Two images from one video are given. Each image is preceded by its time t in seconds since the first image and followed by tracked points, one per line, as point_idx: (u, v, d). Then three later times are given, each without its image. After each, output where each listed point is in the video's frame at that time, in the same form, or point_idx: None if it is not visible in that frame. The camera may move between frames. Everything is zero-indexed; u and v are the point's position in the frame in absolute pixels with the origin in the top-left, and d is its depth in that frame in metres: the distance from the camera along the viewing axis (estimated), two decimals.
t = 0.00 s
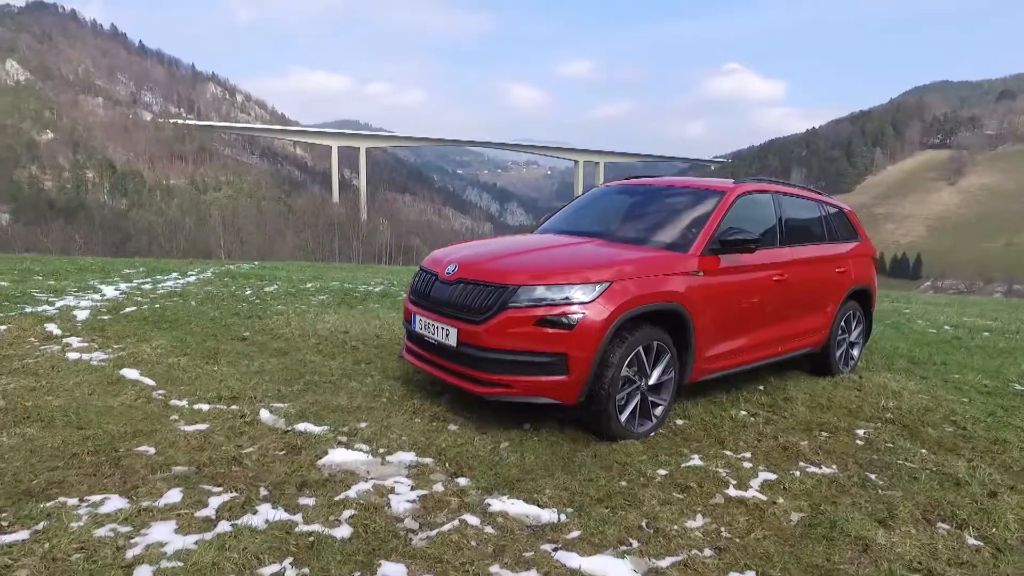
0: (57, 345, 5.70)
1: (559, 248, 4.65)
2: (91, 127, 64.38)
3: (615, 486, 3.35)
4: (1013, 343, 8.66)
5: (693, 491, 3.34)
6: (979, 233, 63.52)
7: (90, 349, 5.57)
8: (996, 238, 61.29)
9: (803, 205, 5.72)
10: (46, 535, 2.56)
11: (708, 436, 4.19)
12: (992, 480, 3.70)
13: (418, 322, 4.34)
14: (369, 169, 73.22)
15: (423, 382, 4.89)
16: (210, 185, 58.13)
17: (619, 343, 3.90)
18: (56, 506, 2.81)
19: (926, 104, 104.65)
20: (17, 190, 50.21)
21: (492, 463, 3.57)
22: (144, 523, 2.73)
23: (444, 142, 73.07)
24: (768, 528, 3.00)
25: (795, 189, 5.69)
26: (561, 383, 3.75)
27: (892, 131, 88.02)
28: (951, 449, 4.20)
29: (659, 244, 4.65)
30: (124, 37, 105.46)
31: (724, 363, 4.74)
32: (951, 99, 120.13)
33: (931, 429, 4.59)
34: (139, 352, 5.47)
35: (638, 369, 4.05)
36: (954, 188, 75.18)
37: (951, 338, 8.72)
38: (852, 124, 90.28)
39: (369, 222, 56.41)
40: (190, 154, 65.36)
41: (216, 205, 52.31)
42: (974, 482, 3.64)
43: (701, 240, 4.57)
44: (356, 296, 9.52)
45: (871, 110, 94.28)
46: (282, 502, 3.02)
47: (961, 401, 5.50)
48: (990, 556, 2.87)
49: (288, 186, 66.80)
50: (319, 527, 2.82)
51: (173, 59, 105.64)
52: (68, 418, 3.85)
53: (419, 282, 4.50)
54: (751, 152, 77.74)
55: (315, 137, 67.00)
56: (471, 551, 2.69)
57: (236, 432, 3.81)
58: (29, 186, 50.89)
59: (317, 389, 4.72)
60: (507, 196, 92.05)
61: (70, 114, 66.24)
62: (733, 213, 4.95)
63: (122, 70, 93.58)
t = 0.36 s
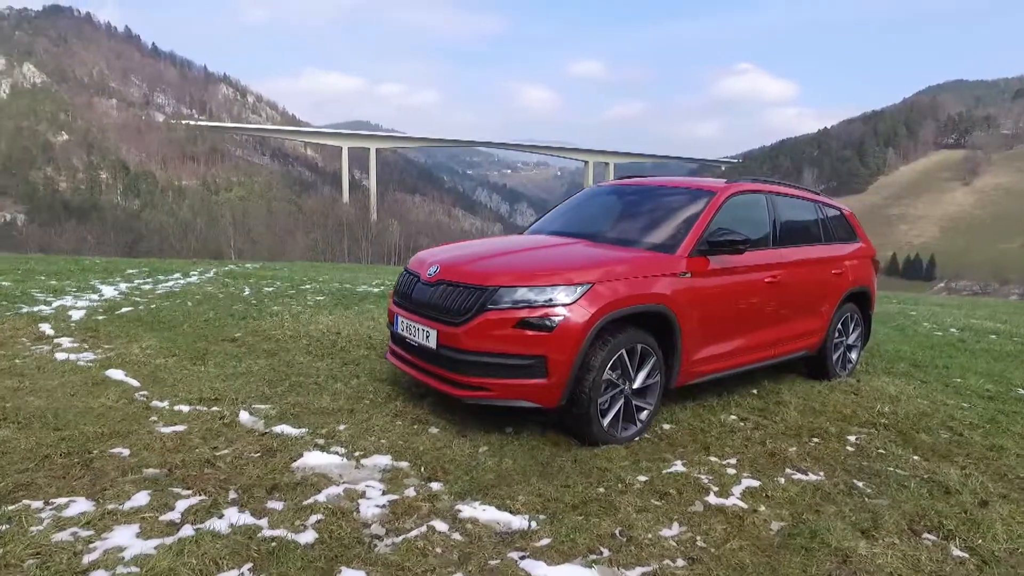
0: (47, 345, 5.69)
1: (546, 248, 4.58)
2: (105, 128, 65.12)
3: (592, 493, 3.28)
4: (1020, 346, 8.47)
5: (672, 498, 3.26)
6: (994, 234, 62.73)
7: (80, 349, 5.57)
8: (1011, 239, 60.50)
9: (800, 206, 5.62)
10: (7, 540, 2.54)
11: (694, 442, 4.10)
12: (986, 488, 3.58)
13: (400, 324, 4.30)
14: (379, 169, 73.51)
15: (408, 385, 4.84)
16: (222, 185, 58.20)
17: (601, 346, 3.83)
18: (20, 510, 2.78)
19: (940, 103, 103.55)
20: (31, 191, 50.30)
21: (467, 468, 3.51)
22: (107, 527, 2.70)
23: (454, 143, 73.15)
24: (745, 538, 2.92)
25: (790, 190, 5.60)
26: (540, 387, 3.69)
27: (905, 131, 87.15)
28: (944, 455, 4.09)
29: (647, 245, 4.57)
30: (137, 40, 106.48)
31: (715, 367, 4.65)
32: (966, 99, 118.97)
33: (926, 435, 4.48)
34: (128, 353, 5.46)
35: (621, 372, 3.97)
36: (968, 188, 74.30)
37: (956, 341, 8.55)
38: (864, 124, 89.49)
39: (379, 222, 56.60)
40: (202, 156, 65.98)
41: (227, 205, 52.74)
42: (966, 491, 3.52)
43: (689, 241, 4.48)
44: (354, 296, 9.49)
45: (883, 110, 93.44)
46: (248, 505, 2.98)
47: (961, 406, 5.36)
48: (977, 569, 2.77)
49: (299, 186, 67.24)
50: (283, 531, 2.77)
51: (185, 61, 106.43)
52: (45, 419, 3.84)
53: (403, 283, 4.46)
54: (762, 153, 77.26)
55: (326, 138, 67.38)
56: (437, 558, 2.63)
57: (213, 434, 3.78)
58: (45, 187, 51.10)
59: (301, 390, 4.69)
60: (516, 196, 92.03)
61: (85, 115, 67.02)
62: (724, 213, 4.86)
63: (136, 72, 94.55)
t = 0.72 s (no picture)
0: (42, 343, 5.72)
1: (530, 246, 4.52)
2: (126, 128, 66.09)
3: (562, 496, 3.21)
4: None
5: (646, 503, 3.18)
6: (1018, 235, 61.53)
7: (72, 346, 5.58)
8: None
9: (796, 205, 5.49)
10: None
11: (677, 445, 4.01)
12: (979, 497, 3.45)
13: (381, 322, 4.28)
14: (394, 169, 73.80)
15: (392, 385, 4.79)
16: (240, 185, 58.71)
17: (580, 346, 3.76)
18: None
19: (964, 102, 101.80)
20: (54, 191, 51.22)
21: (439, 470, 3.46)
22: (65, 526, 2.68)
23: (469, 143, 73.22)
24: (716, 546, 2.83)
25: (786, 188, 5.48)
26: (516, 386, 3.62)
27: (926, 130, 85.71)
28: (938, 462, 3.96)
29: (633, 243, 4.48)
30: (158, 42, 108.04)
31: (703, 369, 4.55)
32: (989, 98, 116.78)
33: (923, 440, 4.33)
34: (119, 350, 5.46)
35: (601, 373, 3.89)
36: (992, 188, 72.97)
37: (965, 343, 8.34)
38: (884, 123, 88.12)
39: (394, 223, 56.79)
40: (220, 156, 66.77)
41: (244, 205, 53.27)
42: (956, 499, 3.40)
43: (676, 239, 4.38)
44: (355, 296, 9.47)
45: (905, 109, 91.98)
46: (211, 504, 2.95)
47: (962, 411, 5.20)
48: None
49: (316, 186, 67.76)
50: (242, 532, 2.74)
51: (204, 62, 107.64)
52: (23, 416, 3.83)
53: (384, 282, 4.42)
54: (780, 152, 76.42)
55: (342, 138, 67.82)
56: (394, 562, 2.59)
57: (189, 432, 3.75)
58: (67, 187, 51.99)
59: (285, 390, 4.66)
60: (531, 196, 91.89)
61: (106, 116, 68.08)
62: (713, 212, 4.76)
63: (156, 73, 95.88)
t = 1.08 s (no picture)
0: (52, 339, 5.81)
1: (527, 246, 4.47)
2: (155, 130, 67.51)
3: (547, 500, 3.15)
4: None
5: (632, 509, 3.10)
6: None
7: (79, 343, 5.66)
8: None
9: (803, 204, 5.36)
10: None
11: (672, 449, 3.92)
12: (988, 509, 3.29)
13: (374, 321, 4.27)
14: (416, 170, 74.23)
15: (389, 385, 4.75)
16: (265, 185, 59.65)
17: (572, 346, 3.70)
18: None
19: (998, 99, 99.18)
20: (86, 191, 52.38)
21: (425, 471, 3.43)
22: (45, 521, 2.70)
23: (490, 143, 73.29)
24: (701, 554, 2.75)
25: (793, 186, 5.35)
26: (505, 387, 3.57)
27: (958, 128, 83.69)
28: (944, 470, 3.82)
29: (631, 242, 4.40)
30: (186, 45, 110.18)
31: (704, 371, 4.44)
32: None
33: (931, 447, 4.19)
34: (123, 348, 5.52)
35: (593, 375, 3.82)
36: None
37: (988, 348, 8.07)
38: (914, 121, 86.20)
39: (416, 223, 57.09)
40: (245, 156, 67.90)
41: (269, 205, 54.01)
42: (961, 510, 3.25)
43: (675, 238, 4.30)
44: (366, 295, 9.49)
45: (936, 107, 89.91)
46: (192, 502, 2.95)
47: (977, 417, 5.02)
48: None
49: (339, 186, 68.51)
50: (220, 529, 2.74)
51: (231, 64, 109.33)
52: (21, 412, 3.89)
53: (379, 282, 4.40)
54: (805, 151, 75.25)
55: (365, 138, 68.47)
56: (367, 563, 2.56)
57: (180, 430, 3.77)
58: (99, 187, 53.16)
59: (282, 387, 4.67)
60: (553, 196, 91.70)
61: (136, 118, 69.61)
62: (714, 212, 4.66)
63: (184, 75, 97.75)
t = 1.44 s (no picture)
0: (55, 336, 5.85)
1: (520, 243, 4.42)
2: (178, 131, 68.55)
3: (529, 504, 3.07)
4: None
5: (615, 514, 3.01)
6: None
7: (81, 340, 5.69)
8: None
9: (808, 202, 5.22)
10: None
11: (664, 452, 3.83)
12: (992, 520, 3.14)
13: (365, 320, 4.24)
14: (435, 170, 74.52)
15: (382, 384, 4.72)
16: (285, 185, 60.34)
17: (559, 346, 3.63)
18: None
19: None
20: (111, 191, 53.17)
21: (408, 471, 3.39)
22: (19, 518, 2.70)
23: (508, 143, 73.26)
24: (681, 562, 2.66)
25: (798, 183, 5.22)
26: (489, 387, 3.51)
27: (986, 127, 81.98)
28: (949, 478, 3.66)
29: (626, 241, 4.30)
30: (209, 47, 111.76)
31: (701, 373, 4.34)
32: None
33: (939, 455, 4.02)
34: (123, 344, 5.55)
35: (582, 375, 3.74)
36: None
37: (1007, 351, 7.82)
38: (940, 119, 84.59)
39: (435, 223, 57.22)
40: (266, 156, 68.67)
41: (289, 204, 54.51)
42: (961, 521, 3.11)
43: (670, 236, 4.20)
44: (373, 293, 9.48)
45: (962, 106, 88.16)
46: (169, 500, 2.93)
47: (989, 424, 4.83)
48: None
49: (359, 186, 68.98)
50: (191, 528, 2.71)
51: (252, 65, 110.41)
52: (13, 408, 3.92)
53: (370, 280, 4.37)
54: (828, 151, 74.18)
55: (384, 138, 68.91)
56: (336, 564, 2.52)
57: (167, 426, 3.77)
58: (123, 187, 53.98)
59: (274, 386, 4.66)
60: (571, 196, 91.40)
61: (160, 120, 70.76)
62: (712, 209, 4.55)
63: (207, 77, 99.16)
